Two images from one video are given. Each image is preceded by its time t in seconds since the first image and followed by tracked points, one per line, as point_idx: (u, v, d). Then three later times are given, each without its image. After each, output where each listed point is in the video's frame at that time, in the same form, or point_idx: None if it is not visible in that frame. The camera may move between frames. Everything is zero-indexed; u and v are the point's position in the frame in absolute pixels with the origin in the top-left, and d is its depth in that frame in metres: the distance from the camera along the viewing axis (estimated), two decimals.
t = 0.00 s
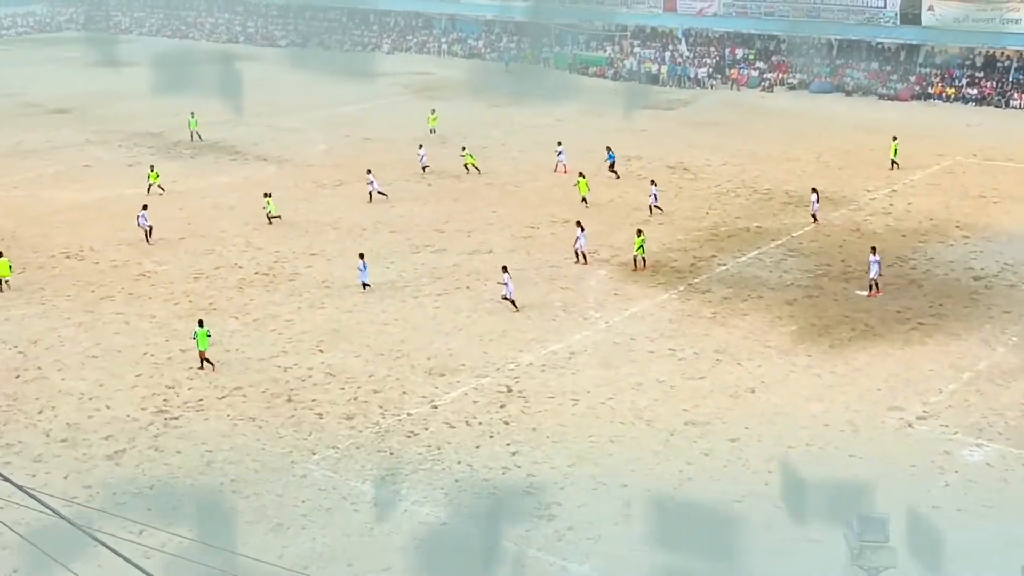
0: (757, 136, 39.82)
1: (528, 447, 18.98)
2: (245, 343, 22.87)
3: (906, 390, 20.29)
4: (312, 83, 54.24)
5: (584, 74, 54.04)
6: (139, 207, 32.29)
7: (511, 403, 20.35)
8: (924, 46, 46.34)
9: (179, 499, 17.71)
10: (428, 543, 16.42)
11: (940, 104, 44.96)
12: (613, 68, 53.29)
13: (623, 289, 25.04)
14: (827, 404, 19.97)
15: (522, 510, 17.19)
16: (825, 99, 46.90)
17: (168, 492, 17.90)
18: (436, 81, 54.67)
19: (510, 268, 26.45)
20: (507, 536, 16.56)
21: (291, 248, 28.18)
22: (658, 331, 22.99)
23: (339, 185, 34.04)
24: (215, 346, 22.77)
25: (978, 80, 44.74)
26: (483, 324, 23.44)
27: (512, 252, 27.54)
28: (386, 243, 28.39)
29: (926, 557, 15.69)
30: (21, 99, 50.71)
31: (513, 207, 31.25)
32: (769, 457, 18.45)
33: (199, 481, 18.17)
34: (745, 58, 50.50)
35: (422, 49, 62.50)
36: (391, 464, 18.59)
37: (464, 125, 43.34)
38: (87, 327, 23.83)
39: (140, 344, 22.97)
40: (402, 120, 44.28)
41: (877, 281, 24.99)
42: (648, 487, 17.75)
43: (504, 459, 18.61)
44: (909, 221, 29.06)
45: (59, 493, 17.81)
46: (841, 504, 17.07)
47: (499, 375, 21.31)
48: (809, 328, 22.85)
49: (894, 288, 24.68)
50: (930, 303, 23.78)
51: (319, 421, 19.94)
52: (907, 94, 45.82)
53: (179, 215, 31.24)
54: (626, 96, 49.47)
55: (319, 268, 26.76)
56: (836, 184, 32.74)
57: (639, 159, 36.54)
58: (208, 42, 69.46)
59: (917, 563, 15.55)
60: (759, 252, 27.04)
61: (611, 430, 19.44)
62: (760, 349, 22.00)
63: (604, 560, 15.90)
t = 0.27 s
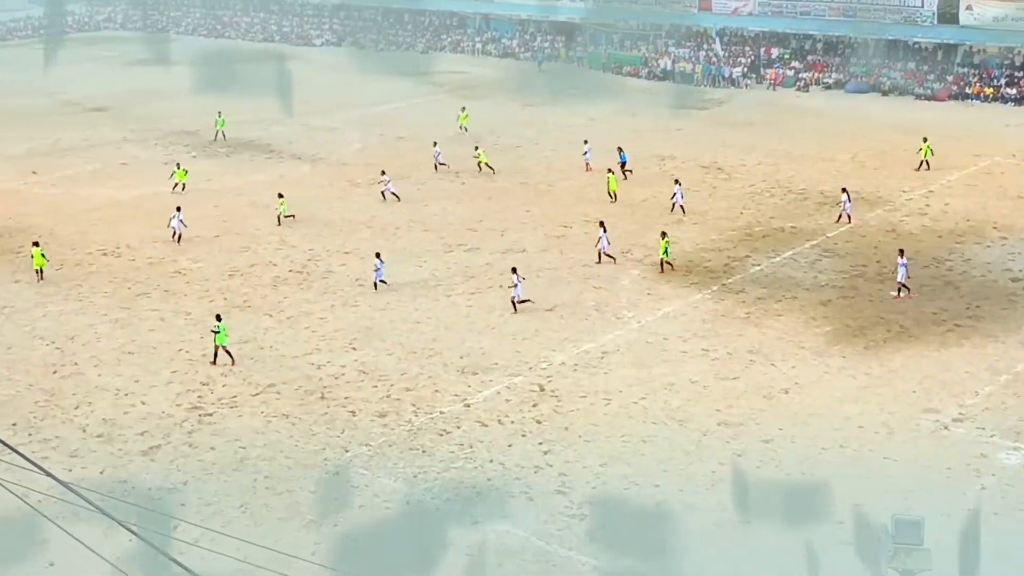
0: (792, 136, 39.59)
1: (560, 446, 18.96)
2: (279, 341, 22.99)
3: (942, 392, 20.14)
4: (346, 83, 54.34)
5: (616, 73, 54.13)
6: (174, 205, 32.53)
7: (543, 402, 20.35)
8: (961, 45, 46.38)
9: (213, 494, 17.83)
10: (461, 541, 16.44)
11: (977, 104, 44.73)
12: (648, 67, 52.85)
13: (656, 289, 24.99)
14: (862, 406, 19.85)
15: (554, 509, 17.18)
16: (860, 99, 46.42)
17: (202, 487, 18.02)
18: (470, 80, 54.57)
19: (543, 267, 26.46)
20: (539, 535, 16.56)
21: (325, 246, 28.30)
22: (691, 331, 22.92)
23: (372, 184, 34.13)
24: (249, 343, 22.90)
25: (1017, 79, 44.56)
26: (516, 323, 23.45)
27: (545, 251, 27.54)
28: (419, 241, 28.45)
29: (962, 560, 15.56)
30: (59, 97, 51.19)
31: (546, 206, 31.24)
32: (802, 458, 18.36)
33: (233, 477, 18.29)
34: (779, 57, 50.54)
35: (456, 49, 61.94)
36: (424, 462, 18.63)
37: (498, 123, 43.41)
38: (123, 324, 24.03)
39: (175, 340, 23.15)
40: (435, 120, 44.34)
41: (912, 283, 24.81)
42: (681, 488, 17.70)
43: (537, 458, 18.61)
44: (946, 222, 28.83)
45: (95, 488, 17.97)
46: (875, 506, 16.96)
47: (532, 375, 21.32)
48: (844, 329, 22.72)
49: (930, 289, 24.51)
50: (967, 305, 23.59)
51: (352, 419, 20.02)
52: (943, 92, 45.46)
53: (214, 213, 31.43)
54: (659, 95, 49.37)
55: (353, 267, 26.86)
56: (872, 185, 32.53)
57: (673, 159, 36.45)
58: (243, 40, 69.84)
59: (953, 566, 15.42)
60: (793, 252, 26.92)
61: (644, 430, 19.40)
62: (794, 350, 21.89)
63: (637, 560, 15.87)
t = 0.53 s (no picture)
0: (820, 137, 39.40)
1: (584, 446, 18.95)
2: (305, 338, 23.07)
3: (970, 396, 20.01)
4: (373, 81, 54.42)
5: (643, 73, 54.12)
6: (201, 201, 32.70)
7: (567, 401, 20.34)
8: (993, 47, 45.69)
9: (237, 490, 17.91)
10: (483, 540, 16.44)
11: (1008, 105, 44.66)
12: (674, 66, 52.81)
13: (682, 289, 24.94)
14: (888, 409, 19.75)
15: (577, 509, 17.16)
16: (889, 100, 46.45)
17: (227, 483, 18.10)
18: (497, 79, 54.53)
19: (569, 267, 26.45)
20: (562, 534, 16.55)
21: (351, 244, 28.39)
22: (717, 331, 22.86)
23: (398, 182, 34.20)
24: (275, 340, 23.00)
25: None
26: (541, 323, 23.45)
27: (571, 250, 27.54)
28: (445, 240, 28.49)
29: (989, 565, 15.46)
30: (88, 94, 51.58)
31: (571, 206, 31.22)
32: (828, 461, 18.28)
33: (258, 473, 18.36)
34: (808, 57, 50.17)
35: (483, 47, 62.22)
36: (447, 460, 18.65)
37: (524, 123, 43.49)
38: (149, 319, 24.17)
39: (201, 337, 23.27)
40: (461, 118, 44.42)
41: (940, 285, 24.68)
42: (705, 488, 17.65)
43: (561, 458, 18.59)
44: (974, 224, 28.66)
45: (122, 482, 18.09)
46: (900, 510, 16.86)
47: (556, 374, 21.31)
48: (871, 331, 22.62)
49: (958, 291, 24.37)
50: (996, 308, 23.44)
51: (376, 416, 20.06)
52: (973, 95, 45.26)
53: (241, 210, 31.58)
54: (686, 95, 49.32)
55: (379, 264, 26.92)
56: (900, 186, 32.36)
57: (700, 159, 36.38)
58: (272, 38, 70.12)
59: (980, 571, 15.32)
60: (820, 254, 26.82)
61: (668, 430, 19.36)
62: (820, 352, 21.80)
63: (660, 561, 15.84)
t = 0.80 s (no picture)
0: (845, 140, 39.18)
1: (605, 446, 18.94)
2: (328, 335, 23.15)
3: (994, 402, 19.89)
4: (399, 79, 54.55)
5: (669, 73, 53.72)
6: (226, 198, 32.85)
7: (589, 402, 20.33)
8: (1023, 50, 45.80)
9: (259, 486, 17.99)
10: (503, 540, 16.45)
11: None
12: (700, 67, 52.58)
13: (705, 291, 24.88)
14: (911, 414, 19.65)
15: (598, 510, 17.14)
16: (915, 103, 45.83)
17: (249, 479, 18.17)
18: (522, 79, 54.53)
19: (592, 267, 26.43)
20: (582, 535, 16.54)
21: (375, 242, 28.46)
22: (739, 334, 22.80)
23: (422, 181, 34.27)
24: (298, 337, 23.08)
25: None
26: (563, 323, 23.45)
27: (594, 251, 27.52)
28: (468, 239, 28.51)
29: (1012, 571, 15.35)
30: (116, 90, 51.91)
31: (595, 206, 31.19)
32: (850, 465, 18.20)
33: (280, 470, 18.43)
34: (835, 60, 49.84)
35: (508, 47, 62.22)
36: (468, 460, 18.67)
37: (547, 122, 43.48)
38: (174, 315, 24.30)
39: (225, 333, 23.38)
40: (486, 117, 44.44)
41: (966, 290, 24.54)
42: (727, 491, 17.60)
43: (582, 458, 18.59)
44: (1001, 229, 28.47)
45: (145, 476, 18.19)
46: (923, 515, 16.77)
47: (578, 374, 21.31)
48: (895, 335, 22.51)
49: (984, 296, 24.22)
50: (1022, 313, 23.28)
51: (398, 414, 20.11)
52: (1002, 98, 44.68)
53: (265, 207, 31.70)
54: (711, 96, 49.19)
55: (403, 263, 26.98)
56: (926, 190, 32.18)
57: (724, 160, 36.28)
58: (297, 36, 70.31)
59: None
60: (845, 257, 26.71)
61: (690, 432, 19.32)
62: (844, 356, 21.71)
63: (680, 563, 15.81)
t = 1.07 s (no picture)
0: (860, 140, 39.08)
1: (619, 446, 18.90)
2: (341, 334, 23.16)
3: (1010, 404, 19.79)
4: (414, 79, 54.48)
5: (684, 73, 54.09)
6: (240, 196, 32.89)
7: (603, 402, 20.30)
8: None
9: (272, 484, 18.00)
10: (516, 540, 16.43)
11: None
12: (715, 67, 52.90)
13: (719, 291, 24.82)
14: (926, 415, 19.56)
15: (611, 511, 17.10)
16: (933, 104, 45.95)
17: (262, 477, 18.19)
18: (537, 79, 54.42)
19: (606, 267, 26.40)
20: (594, 535, 16.51)
21: (389, 241, 28.47)
22: (754, 334, 22.74)
23: (436, 180, 34.26)
24: (311, 336, 23.10)
25: None
26: (577, 323, 23.42)
27: (609, 250, 27.49)
28: (482, 238, 28.50)
29: None
30: (132, 88, 52.06)
31: (609, 206, 31.17)
32: (864, 467, 18.12)
33: (293, 468, 18.44)
34: (850, 60, 49.45)
35: (523, 46, 62.68)
36: (481, 459, 18.65)
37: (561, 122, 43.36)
38: (188, 313, 24.35)
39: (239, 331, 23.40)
40: (500, 116, 44.42)
41: (981, 292, 24.43)
42: (740, 492, 17.55)
43: (595, 458, 18.55)
44: (1017, 231, 28.34)
45: (158, 473, 18.22)
46: (938, 518, 16.69)
47: (592, 374, 21.27)
48: (911, 337, 22.42)
49: (1000, 298, 24.12)
50: None
51: (411, 413, 20.10)
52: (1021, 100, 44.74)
53: (279, 206, 31.75)
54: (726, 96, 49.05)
55: (417, 262, 26.96)
56: (942, 191, 32.05)
57: (739, 160, 36.21)
58: (313, 35, 70.37)
59: None
60: (860, 258, 26.63)
61: (703, 432, 19.27)
62: (859, 357, 21.64)
63: (694, 563, 15.77)
